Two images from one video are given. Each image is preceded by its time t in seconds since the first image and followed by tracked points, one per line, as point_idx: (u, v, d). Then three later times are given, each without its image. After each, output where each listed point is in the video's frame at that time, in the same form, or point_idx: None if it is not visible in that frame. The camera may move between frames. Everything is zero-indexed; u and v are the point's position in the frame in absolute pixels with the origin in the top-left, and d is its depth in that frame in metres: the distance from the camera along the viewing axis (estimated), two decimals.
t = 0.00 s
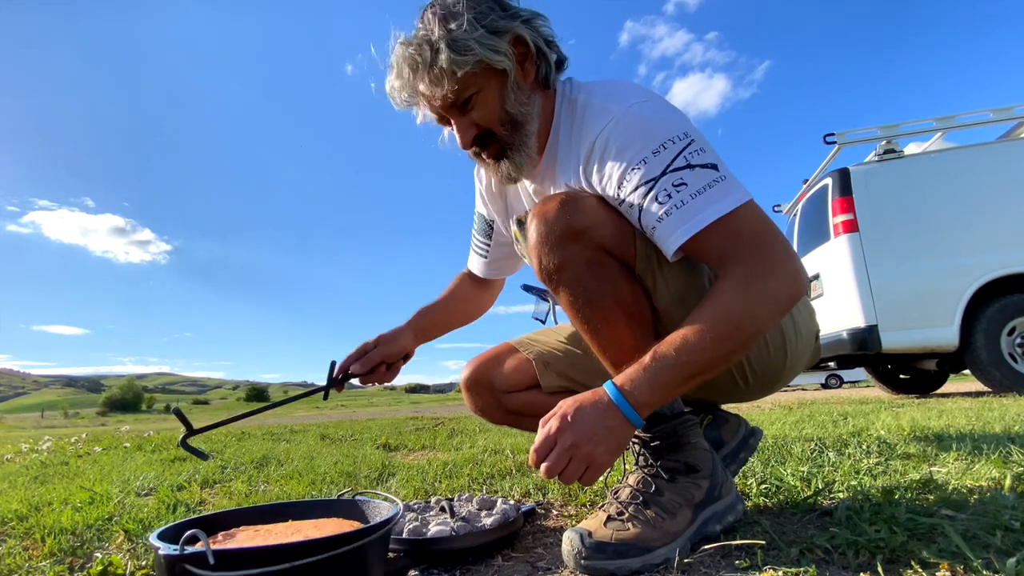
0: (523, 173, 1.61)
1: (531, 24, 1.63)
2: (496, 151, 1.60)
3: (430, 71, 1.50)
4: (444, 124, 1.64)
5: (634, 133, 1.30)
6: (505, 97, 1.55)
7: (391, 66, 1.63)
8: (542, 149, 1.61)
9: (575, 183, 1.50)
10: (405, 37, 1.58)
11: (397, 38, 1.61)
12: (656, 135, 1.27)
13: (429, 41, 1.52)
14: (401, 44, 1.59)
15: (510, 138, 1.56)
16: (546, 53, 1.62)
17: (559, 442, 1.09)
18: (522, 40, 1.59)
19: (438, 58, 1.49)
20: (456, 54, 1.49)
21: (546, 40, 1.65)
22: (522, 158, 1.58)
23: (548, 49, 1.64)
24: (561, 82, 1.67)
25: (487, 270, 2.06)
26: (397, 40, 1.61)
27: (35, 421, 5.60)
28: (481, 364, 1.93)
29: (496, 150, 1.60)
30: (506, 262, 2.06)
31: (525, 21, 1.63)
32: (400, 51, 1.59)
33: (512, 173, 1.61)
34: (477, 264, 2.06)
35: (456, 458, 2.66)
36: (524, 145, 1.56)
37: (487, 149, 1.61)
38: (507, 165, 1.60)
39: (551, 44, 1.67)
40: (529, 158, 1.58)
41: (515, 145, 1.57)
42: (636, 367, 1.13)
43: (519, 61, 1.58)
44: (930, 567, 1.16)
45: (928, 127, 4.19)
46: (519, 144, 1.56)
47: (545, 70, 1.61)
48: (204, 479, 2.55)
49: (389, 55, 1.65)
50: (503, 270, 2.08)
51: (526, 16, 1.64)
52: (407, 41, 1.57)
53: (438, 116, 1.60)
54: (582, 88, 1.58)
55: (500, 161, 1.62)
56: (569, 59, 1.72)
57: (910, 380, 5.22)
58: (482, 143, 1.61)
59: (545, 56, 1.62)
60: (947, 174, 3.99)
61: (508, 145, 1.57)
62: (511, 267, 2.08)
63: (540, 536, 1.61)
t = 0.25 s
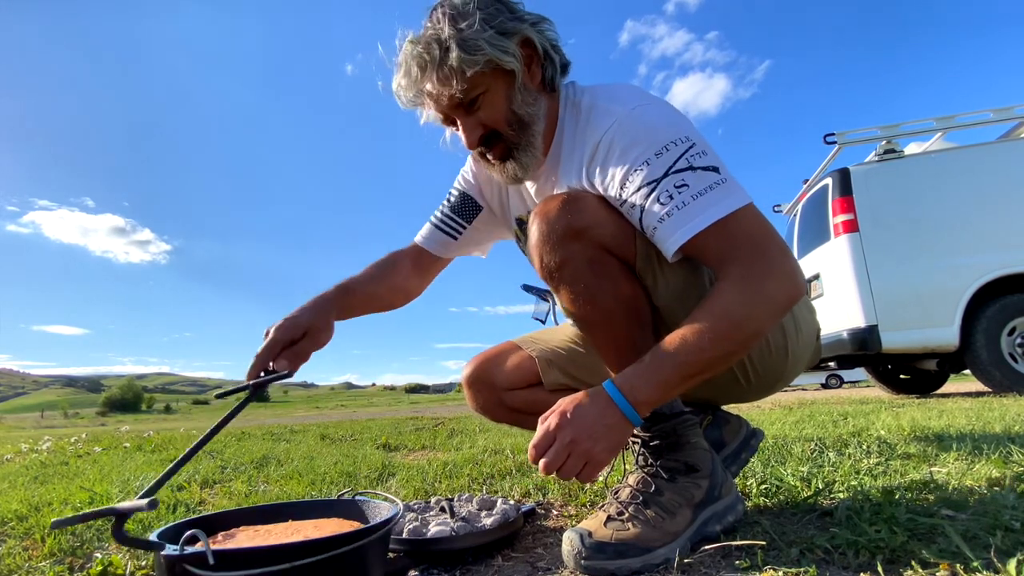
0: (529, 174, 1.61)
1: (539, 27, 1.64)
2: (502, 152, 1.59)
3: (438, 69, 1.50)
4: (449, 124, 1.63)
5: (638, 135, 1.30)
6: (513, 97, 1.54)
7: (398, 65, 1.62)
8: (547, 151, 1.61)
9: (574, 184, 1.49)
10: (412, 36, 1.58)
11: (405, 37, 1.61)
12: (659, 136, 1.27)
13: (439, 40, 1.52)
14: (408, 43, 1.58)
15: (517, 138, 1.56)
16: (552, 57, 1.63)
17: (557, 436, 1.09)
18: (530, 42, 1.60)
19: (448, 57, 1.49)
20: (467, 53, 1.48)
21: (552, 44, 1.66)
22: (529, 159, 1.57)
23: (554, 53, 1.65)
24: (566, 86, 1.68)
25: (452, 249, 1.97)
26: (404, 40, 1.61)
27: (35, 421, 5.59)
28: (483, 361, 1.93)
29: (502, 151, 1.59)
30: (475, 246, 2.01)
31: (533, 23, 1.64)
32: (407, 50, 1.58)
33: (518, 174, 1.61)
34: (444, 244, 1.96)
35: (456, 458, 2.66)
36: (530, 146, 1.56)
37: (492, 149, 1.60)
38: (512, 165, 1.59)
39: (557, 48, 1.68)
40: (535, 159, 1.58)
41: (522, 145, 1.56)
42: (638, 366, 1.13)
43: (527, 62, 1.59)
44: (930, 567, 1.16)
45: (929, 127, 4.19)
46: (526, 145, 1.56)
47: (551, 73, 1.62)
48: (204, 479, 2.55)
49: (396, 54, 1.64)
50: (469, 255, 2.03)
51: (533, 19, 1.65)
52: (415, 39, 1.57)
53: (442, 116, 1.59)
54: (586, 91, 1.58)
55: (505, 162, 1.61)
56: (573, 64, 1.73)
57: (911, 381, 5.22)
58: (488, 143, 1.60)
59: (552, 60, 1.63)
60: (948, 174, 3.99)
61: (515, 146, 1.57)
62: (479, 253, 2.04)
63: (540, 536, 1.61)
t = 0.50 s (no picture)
0: (535, 175, 1.61)
1: (548, 26, 1.64)
2: (509, 152, 1.59)
3: (449, 67, 1.49)
4: (456, 124, 1.62)
5: (648, 138, 1.30)
6: (522, 97, 1.55)
7: (405, 61, 1.61)
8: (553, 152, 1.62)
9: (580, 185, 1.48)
10: (422, 32, 1.57)
11: (414, 33, 1.60)
12: (670, 139, 1.27)
13: (450, 36, 1.51)
14: (417, 38, 1.57)
15: (525, 138, 1.56)
16: (561, 57, 1.64)
17: (578, 442, 1.08)
18: (540, 41, 1.60)
19: (459, 54, 1.48)
20: (479, 51, 1.48)
21: (561, 44, 1.66)
22: (536, 160, 1.57)
23: (562, 53, 1.66)
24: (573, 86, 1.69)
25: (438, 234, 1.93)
26: (413, 36, 1.59)
27: (35, 421, 5.59)
28: (481, 362, 1.92)
29: (509, 151, 1.59)
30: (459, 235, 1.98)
31: (542, 23, 1.64)
32: (415, 46, 1.57)
33: (524, 174, 1.61)
34: (430, 227, 1.91)
35: (456, 458, 2.65)
36: (539, 146, 1.56)
37: (499, 149, 1.60)
38: (520, 165, 1.59)
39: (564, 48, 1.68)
40: (543, 160, 1.58)
41: (530, 146, 1.56)
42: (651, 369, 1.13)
43: (536, 62, 1.59)
44: (930, 567, 1.15)
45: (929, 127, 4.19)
46: (534, 145, 1.56)
47: (559, 73, 1.63)
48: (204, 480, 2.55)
49: (404, 50, 1.63)
50: (453, 243, 1.99)
51: (542, 18, 1.65)
52: (424, 35, 1.56)
53: (449, 115, 1.59)
54: (593, 92, 1.59)
55: (511, 163, 1.61)
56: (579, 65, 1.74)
57: (911, 381, 5.22)
58: (495, 143, 1.60)
59: (560, 59, 1.63)
60: (948, 174, 3.98)
61: (523, 146, 1.57)
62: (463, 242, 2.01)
63: (540, 536, 1.61)
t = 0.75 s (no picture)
0: (532, 176, 1.61)
1: (543, 26, 1.64)
2: (506, 153, 1.59)
3: (443, 70, 1.49)
4: (452, 125, 1.62)
5: (645, 139, 1.29)
6: (518, 98, 1.54)
7: (400, 64, 1.61)
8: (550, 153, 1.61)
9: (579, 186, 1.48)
10: (416, 35, 1.57)
11: (408, 36, 1.60)
12: (668, 140, 1.27)
13: (443, 39, 1.51)
14: (412, 41, 1.57)
15: (521, 140, 1.56)
16: (557, 57, 1.63)
17: (575, 444, 1.08)
18: (535, 41, 1.60)
19: (453, 56, 1.48)
20: (473, 53, 1.48)
21: (556, 43, 1.66)
22: (533, 161, 1.57)
23: (558, 53, 1.65)
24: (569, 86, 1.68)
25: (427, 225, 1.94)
26: (408, 38, 1.59)
27: (35, 421, 5.58)
28: (481, 362, 1.92)
29: (505, 152, 1.59)
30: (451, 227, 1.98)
31: (537, 23, 1.64)
32: (411, 49, 1.57)
33: (521, 176, 1.60)
34: (421, 218, 1.92)
35: (456, 458, 2.65)
36: (535, 147, 1.56)
37: (496, 151, 1.60)
38: (516, 167, 1.59)
39: (560, 47, 1.68)
40: (539, 161, 1.58)
41: (526, 147, 1.56)
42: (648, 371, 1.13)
43: (531, 63, 1.59)
44: (930, 568, 1.15)
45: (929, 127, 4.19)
46: (530, 146, 1.56)
47: (555, 73, 1.62)
48: (203, 480, 2.55)
49: (399, 53, 1.63)
50: (446, 235, 2.00)
51: (537, 17, 1.65)
52: (418, 38, 1.56)
53: (446, 117, 1.59)
54: (590, 91, 1.58)
55: (508, 165, 1.61)
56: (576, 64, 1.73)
57: (911, 381, 5.22)
58: (491, 145, 1.60)
59: (556, 59, 1.63)
60: (948, 174, 3.98)
61: (519, 147, 1.56)
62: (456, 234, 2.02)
63: (540, 536, 1.61)
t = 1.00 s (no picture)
0: (526, 178, 1.61)
1: (534, 27, 1.64)
2: (499, 156, 1.60)
3: (433, 75, 1.49)
4: (445, 129, 1.63)
5: (636, 139, 1.29)
6: (509, 100, 1.54)
7: (392, 71, 1.62)
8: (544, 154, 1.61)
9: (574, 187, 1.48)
10: (406, 42, 1.57)
11: (399, 42, 1.60)
12: (658, 139, 1.27)
13: (433, 45, 1.51)
14: (402, 48, 1.57)
15: (513, 142, 1.56)
16: (548, 58, 1.62)
17: (558, 444, 1.09)
18: (526, 44, 1.59)
19: (442, 62, 1.49)
20: (462, 58, 1.48)
21: (548, 44, 1.65)
22: (525, 163, 1.57)
23: (549, 53, 1.64)
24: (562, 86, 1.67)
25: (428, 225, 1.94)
26: (399, 44, 1.60)
27: (35, 421, 5.57)
28: (482, 361, 1.92)
29: (498, 155, 1.59)
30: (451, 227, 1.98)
31: (528, 24, 1.63)
32: (401, 55, 1.57)
33: (514, 178, 1.61)
34: (422, 218, 1.92)
35: (456, 459, 2.65)
36: (527, 150, 1.56)
37: (489, 154, 1.60)
38: (509, 169, 1.59)
39: (552, 48, 1.67)
40: (532, 163, 1.58)
41: (519, 150, 1.56)
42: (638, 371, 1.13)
43: (522, 65, 1.59)
44: (930, 568, 1.15)
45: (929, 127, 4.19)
46: (523, 149, 1.55)
47: (547, 74, 1.62)
48: (203, 480, 2.55)
49: (390, 60, 1.63)
50: (447, 234, 2.00)
51: (528, 19, 1.64)
52: (408, 45, 1.56)
53: (439, 121, 1.59)
54: (583, 91, 1.58)
55: (502, 167, 1.61)
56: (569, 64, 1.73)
57: (911, 381, 5.22)
58: (485, 147, 1.60)
59: (547, 60, 1.62)
60: (948, 174, 3.98)
61: (511, 150, 1.56)
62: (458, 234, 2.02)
63: (540, 537, 1.61)
